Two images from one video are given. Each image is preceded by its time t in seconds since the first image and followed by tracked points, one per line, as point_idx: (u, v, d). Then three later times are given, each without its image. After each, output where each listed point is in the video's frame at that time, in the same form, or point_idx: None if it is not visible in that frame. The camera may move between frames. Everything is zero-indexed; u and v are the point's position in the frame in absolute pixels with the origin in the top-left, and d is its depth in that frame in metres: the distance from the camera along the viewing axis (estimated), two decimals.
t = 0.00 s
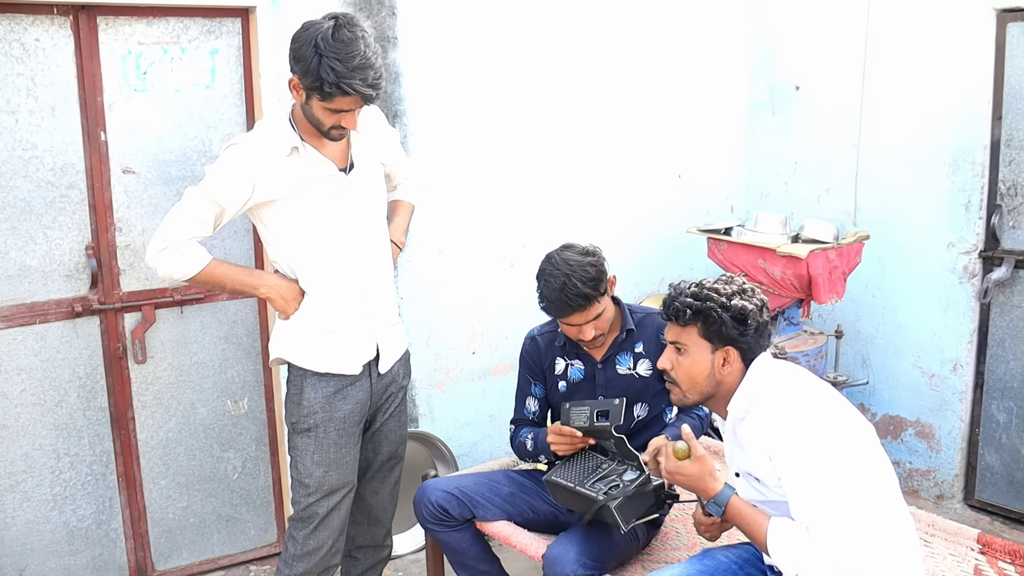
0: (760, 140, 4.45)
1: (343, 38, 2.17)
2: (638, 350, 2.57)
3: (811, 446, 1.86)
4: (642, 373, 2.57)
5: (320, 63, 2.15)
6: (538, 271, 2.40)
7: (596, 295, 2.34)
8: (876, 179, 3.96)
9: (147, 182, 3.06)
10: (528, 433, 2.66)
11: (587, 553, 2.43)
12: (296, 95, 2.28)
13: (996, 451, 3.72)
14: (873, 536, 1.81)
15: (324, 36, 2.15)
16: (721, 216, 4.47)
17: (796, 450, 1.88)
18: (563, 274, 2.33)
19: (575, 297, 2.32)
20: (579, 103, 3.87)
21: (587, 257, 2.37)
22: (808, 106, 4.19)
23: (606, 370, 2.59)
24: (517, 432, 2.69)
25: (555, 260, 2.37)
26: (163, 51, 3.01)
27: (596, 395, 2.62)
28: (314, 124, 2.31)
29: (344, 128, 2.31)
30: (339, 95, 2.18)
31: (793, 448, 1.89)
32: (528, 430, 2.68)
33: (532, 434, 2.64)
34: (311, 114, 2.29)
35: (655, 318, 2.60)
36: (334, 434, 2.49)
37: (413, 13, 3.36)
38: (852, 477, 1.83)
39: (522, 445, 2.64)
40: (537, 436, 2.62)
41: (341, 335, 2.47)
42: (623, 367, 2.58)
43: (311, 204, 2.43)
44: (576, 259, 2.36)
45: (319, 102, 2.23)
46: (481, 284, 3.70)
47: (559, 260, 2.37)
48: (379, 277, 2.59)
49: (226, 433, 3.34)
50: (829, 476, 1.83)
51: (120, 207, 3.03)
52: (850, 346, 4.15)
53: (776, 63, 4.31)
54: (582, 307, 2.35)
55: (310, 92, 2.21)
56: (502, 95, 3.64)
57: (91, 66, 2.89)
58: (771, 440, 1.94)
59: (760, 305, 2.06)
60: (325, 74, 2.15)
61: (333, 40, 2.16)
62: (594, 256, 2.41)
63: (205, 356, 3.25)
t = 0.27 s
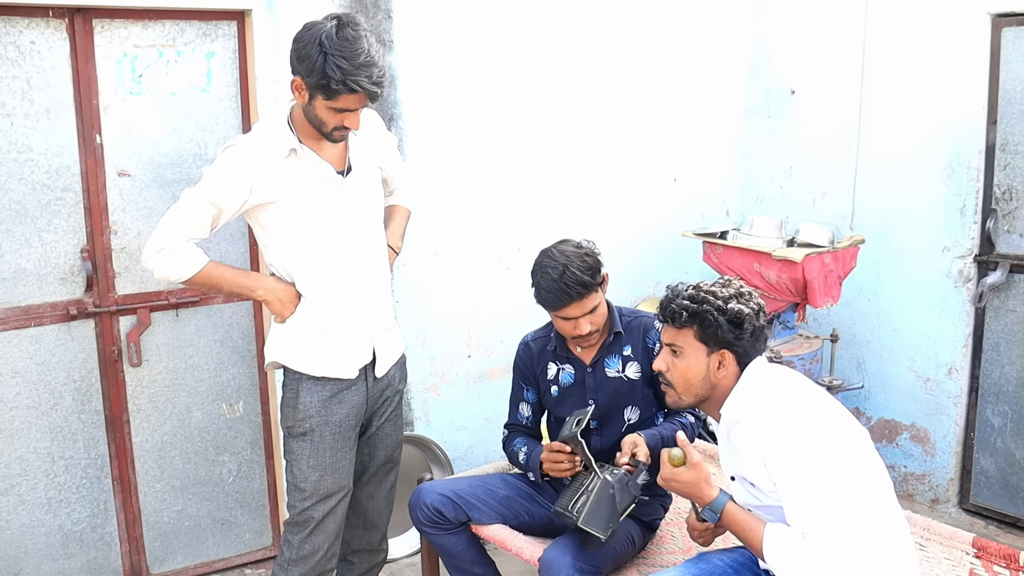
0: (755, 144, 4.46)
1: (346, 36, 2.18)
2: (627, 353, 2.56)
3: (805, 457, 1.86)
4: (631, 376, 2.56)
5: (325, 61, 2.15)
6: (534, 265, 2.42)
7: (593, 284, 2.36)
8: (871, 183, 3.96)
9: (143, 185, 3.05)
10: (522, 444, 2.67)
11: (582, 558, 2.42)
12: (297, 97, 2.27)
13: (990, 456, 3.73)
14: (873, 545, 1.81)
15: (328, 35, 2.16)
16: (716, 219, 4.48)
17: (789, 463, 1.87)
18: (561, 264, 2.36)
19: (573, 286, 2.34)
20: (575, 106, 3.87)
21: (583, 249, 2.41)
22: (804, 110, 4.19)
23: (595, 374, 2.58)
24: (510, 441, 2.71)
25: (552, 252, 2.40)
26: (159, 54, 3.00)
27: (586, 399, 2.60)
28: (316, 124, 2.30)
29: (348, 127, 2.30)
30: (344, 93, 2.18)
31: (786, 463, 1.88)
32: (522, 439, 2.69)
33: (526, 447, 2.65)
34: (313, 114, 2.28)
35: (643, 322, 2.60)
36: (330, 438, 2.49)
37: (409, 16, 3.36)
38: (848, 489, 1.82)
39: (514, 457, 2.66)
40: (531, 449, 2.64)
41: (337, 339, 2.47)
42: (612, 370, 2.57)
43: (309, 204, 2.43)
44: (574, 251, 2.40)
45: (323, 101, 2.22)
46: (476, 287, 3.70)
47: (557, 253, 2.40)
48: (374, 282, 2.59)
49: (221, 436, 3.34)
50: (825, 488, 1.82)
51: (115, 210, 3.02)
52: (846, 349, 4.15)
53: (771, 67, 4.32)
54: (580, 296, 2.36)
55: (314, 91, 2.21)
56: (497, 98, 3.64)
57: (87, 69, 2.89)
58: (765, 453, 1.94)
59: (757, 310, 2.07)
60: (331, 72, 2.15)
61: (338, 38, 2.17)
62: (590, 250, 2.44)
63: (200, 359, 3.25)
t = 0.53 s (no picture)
0: (750, 146, 4.46)
1: (367, 32, 2.24)
2: (609, 357, 2.56)
3: (802, 459, 1.85)
4: (615, 380, 2.56)
5: (352, 53, 2.19)
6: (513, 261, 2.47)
7: (567, 272, 2.39)
8: (866, 186, 3.97)
9: (138, 189, 3.05)
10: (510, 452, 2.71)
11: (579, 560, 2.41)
12: (312, 92, 2.28)
13: (985, 458, 3.74)
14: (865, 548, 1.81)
15: (352, 29, 2.21)
16: (711, 222, 4.48)
17: (785, 465, 1.87)
18: (537, 252, 2.41)
19: (547, 271, 2.37)
20: (570, 109, 3.87)
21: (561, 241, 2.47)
22: (799, 112, 4.20)
23: (580, 380, 2.59)
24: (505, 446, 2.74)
25: (530, 245, 2.46)
26: (154, 58, 3.00)
27: (573, 404, 2.61)
28: (330, 119, 2.31)
29: (361, 124, 2.32)
30: (369, 83, 2.22)
31: (780, 465, 1.88)
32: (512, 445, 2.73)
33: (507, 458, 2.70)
34: (327, 109, 2.30)
35: (623, 324, 2.58)
36: (324, 443, 2.49)
37: (403, 20, 3.36)
38: (843, 492, 1.82)
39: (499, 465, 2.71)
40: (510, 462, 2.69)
41: (331, 344, 2.47)
42: (596, 374, 2.57)
43: (300, 206, 2.42)
44: (551, 242, 2.46)
45: (344, 94, 2.24)
46: (471, 290, 3.70)
47: (535, 245, 2.46)
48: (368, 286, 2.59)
49: (216, 440, 3.33)
50: (820, 490, 1.83)
51: (110, 214, 3.02)
52: (841, 352, 4.15)
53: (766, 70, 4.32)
54: (556, 282, 2.38)
55: (337, 83, 2.22)
56: (492, 101, 3.64)
57: (81, 73, 2.89)
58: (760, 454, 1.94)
59: (741, 307, 2.04)
60: (359, 61, 2.19)
61: (360, 33, 2.22)
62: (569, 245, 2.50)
63: (195, 363, 3.25)
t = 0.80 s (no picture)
0: (747, 148, 4.47)
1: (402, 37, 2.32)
2: (585, 365, 2.54)
3: (798, 462, 1.84)
4: (594, 387, 2.55)
5: (388, 51, 2.25)
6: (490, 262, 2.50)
7: (545, 261, 2.44)
8: (863, 187, 3.97)
9: (134, 192, 3.05)
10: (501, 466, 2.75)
11: (577, 561, 2.39)
12: (339, 87, 2.31)
13: (982, 459, 3.74)
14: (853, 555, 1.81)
15: (389, 31, 2.29)
16: (708, 224, 4.49)
17: (778, 468, 1.86)
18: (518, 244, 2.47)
19: (528, 256, 2.42)
20: (567, 111, 3.88)
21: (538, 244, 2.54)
22: (795, 114, 4.21)
23: (560, 390, 2.59)
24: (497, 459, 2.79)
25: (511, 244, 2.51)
26: (150, 60, 3.00)
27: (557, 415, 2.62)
28: (351, 117, 2.34)
29: (379, 126, 2.36)
30: (399, 84, 2.27)
31: (773, 467, 1.87)
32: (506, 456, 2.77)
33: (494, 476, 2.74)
34: (350, 107, 2.33)
35: (593, 329, 2.55)
36: (316, 446, 2.48)
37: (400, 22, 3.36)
38: (836, 496, 1.82)
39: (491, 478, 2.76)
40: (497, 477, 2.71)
41: (327, 347, 2.47)
42: (575, 384, 2.56)
43: (300, 204, 2.41)
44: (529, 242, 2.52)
45: (373, 91, 2.29)
46: (468, 293, 3.70)
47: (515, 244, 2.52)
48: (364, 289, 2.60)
49: (213, 442, 3.33)
50: (813, 494, 1.82)
51: (107, 217, 3.02)
52: (838, 353, 4.16)
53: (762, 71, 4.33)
54: (539, 266, 2.43)
55: (371, 79, 2.26)
56: (489, 103, 3.64)
57: (78, 76, 2.89)
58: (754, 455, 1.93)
59: (725, 301, 2.02)
60: (396, 60, 2.25)
61: (396, 37, 2.30)
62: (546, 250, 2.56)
63: (192, 365, 3.25)
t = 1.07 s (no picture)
0: (749, 146, 4.46)
1: (429, 45, 2.35)
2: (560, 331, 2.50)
3: (798, 452, 1.83)
4: (572, 347, 2.50)
5: (416, 58, 2.28)
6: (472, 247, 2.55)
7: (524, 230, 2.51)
8: (866, 185, 3.97)
9: (137, 191, 3.06)
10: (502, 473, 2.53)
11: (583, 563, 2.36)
12: (364, 87, 2.33)
13: (986, 457, 3.73)
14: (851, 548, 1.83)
15: (419, 39, 2.32)
16: (711, 222, 4.49)
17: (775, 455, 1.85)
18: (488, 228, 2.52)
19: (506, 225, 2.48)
20: (569, 110, 3.88)
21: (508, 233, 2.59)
22: (797, 112, 4.20)
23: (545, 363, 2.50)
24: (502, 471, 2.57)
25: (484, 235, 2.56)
26: (152, 59, 3.00)
27: (546, 391, 2.51)
28: (372, 117, 2.36)
29: (397, 130, 2.39)
30: (422, 91, 2.30)
31: (771, 454, 1.86)
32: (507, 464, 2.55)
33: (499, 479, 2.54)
34: (372, 108, 2.35)
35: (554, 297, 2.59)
36: (315, 445, 2.48)
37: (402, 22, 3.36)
38: (830, 491, 1.82)
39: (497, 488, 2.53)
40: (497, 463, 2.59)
41: (330, 345, 2.47)
42: (558, 352, 2.50)
43: (315, 196, 2.40)
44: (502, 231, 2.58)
45: (398, 96, 2.31)
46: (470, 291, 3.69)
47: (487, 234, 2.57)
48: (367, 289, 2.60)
49: (216, 441, 3.34)
50: (806, 486, 1.81)
51: (109, 215, 3.02)
52: (841, 351, 4.15)
53: (765, 70, 4.33)
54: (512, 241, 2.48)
55: (396, 83, 2.30)
56: (491, 102, 3.64)
57: (80, 75, 2.89)
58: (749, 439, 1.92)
59: (752, 304, 1.95)
60: (423, 68, 2.28)
61: (423, 44, 2.33)
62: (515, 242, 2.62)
63: (195, 364, 3.25)
